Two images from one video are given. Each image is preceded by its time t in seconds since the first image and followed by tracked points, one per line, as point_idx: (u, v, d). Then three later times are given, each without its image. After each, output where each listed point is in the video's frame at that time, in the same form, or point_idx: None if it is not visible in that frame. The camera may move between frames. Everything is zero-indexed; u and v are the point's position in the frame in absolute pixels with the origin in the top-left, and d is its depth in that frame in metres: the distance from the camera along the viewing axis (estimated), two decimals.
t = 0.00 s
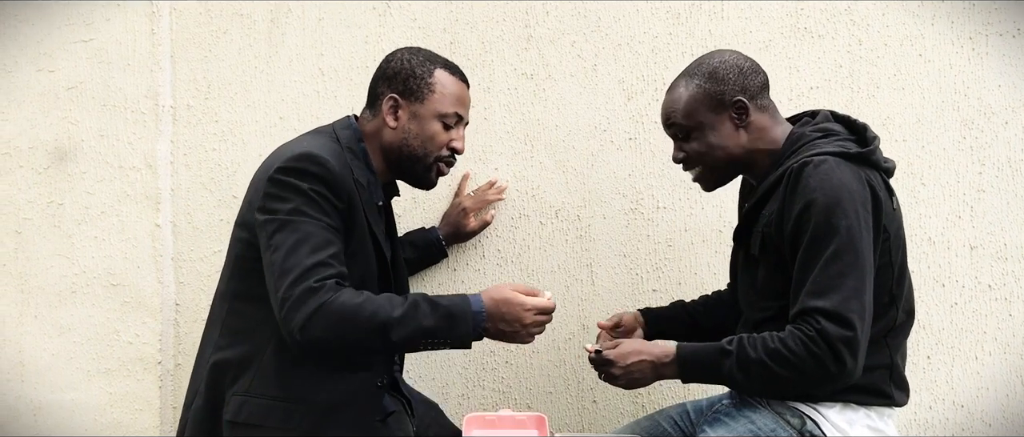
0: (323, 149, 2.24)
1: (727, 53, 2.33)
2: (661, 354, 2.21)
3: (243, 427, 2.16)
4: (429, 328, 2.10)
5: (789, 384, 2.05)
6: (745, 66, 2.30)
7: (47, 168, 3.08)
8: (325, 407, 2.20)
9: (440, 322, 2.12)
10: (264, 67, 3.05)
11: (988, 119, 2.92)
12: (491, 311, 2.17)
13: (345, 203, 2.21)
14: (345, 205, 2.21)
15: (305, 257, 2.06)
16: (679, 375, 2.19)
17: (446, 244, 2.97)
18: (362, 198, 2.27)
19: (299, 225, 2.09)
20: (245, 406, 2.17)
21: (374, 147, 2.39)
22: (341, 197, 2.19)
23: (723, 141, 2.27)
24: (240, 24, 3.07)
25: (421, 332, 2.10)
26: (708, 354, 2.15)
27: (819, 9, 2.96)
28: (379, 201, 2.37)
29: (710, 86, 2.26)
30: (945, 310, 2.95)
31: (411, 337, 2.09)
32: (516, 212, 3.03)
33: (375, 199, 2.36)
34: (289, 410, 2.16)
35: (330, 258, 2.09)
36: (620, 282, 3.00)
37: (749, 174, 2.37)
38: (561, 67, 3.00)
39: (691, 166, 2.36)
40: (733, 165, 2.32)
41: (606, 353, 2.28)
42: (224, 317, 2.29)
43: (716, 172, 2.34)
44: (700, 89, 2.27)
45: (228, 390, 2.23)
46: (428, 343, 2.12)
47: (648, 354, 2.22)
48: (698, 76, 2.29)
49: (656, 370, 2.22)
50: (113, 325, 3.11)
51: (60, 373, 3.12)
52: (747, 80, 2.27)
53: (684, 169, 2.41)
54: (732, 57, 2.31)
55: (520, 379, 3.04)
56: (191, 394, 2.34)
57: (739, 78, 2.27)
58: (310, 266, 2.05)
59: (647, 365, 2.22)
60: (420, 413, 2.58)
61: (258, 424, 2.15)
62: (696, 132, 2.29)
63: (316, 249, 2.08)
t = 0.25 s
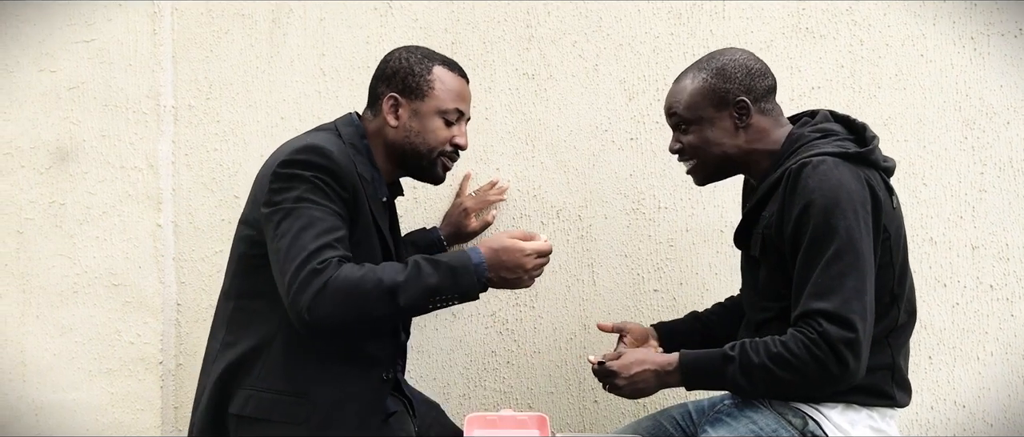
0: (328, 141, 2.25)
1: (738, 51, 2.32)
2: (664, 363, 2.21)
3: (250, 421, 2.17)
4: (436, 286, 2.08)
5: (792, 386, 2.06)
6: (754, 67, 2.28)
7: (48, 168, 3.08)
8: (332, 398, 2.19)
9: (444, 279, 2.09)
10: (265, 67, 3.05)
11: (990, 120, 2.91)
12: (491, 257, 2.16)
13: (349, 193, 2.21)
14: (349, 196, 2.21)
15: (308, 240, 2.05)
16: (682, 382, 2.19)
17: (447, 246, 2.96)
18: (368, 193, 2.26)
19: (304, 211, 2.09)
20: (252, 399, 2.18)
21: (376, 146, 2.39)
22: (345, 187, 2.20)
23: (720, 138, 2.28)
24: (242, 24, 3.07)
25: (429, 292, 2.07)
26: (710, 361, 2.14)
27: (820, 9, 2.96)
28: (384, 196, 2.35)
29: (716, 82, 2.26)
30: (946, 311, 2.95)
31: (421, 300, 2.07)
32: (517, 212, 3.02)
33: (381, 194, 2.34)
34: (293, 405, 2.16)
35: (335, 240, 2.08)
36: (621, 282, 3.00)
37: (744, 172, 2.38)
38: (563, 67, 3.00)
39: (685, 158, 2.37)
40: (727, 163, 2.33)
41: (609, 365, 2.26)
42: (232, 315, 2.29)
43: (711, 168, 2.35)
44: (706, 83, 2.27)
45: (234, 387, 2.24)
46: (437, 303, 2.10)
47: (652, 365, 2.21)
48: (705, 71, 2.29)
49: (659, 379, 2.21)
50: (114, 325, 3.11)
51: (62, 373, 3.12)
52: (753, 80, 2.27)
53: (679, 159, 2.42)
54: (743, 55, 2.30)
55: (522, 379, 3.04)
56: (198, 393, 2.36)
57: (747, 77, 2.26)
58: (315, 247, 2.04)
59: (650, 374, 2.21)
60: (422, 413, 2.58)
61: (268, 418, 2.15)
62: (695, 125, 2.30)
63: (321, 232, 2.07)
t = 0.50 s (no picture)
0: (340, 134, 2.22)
1: (744, 50, 2.31)
2: (658, 350, 2.21)
3: (260, 410, 2.12)
4: (441, 232, 2.03)
5: (782, 377, 2.05)
6: (760, 67, 2.28)
7: (51, 168, 3.08)
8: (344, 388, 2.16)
9: (446, 226, 2.04)
10: (268, 67, 3.05)
11: (993, 119, 2.91)
12: (486, 200, 2.11)
13: (361, 182, 2.17)
14: (360, 186, 2.17)
15: (322, 217, 1.99)
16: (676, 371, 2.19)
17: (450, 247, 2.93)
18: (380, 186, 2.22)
19: (316, 195, 2.04)
20: (262, 389, 2.13)
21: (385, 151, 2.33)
22: (357, 177, 2.16)
23: (722, 137, 2.27)
24: (244, 24, 3.07)
25: (436, 241, 2.03)
26: (702, 349, 2.14)
27: (822, 9, 2.96)
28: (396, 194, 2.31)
29: (720, 81, 2.26)
30: (949, 310, 2.94)
31: (429, 250, 2.02)
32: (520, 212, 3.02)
33: (393, 191, 2.29)
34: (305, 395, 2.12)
35: (349, 218, 2.02)
36: (623, 282, 3.00)
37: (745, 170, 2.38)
38: (565, 67, 3.00)
39: (688, 156, 2.37)
40: (729, 162, 2.32)
41: (603, 351, 2.28)
42: (239, 313, 2.25)
43: (713, 166, 2.34)
44: (710, 81, 2.27)
45: (243, 379, 2.19)
46: (445, 250, 2.05)
47: (644, 351, 2.22)
48: (710, 69, 2.29)
49: (652, 366, 2.22)
50: (117, 325, 3.11)
51: (64, 372, 3.13)
52: (759, 80, 2.27)
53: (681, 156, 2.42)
54: (749, 54, 2.30)
55: (524, 379, 3.04)
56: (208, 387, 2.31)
57: (752, 77, 2.26)
58: (327, 223, 1.98)
59: (643, 361, 2.22)
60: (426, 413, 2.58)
61: (280, 409, 2.11)
62: (699, 123, 2.29)
63: (333, 210, 2.01)
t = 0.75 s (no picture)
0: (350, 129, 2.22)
1: (741, 49, 2.31)
2: (657, 346, 2.20)
3: (271, 404, 2.13)
4: (445, 207, 2.02)
5: (781, 372, 2.04)
6: (759, 65, 2.28)
7: (52, 167, 3.09)
8: (353, 383, 2.15)
9: (451, 202, 2.02)
10: (269, 66, 3.05)
11: (994, 119, 2.91)
12: (480, 173, 2.09)
13: (373, 174, 2.17)
14: (371, 178, 2.17)
15: (335, 205, 1.99)
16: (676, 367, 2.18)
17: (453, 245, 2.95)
18: (392, 179, 2.21)
19: (331, 184, 2.04)
20: (273, 383, 2.14)
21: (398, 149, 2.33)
22: (369, 168, 2.16)
23: (724, 136, 2.27)
24: (245, 23, 3.07)
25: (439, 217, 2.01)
26: (701, 346, 2.13)
27: (824, 9, 2.96)
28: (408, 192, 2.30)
29: (720, 80, 2.26)
30: (950, 310, 2.94)
31: (435, 227, 2.01)
32: (521, 211, 3.03)
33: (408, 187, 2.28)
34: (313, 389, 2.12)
35: (362, 205, 2.02)
36: (624, 282, 3.00)
37: (746, 170, 2.37)
38: (566, 67, 3.00)
39: (689, 157, 2.36)
40: (730, 161, 2.32)
41: (602, 345, 2.28)
42: (250, 309, 2.25)
43: (713, 166, 2.34)
44: (710, 81, 2.26)
45: (254, 372, 2.20)
46: (448, 224, 2.03)
47: (644, 347, 2.21)
48: (709, 69, 2.28)
49: (652, 362, 2.21)
50: (118, 324, 3.11)
51: (65, 372, 3.13)
52: (758, 79, 2.27)
53: (682, 157, 2.41)
54: (747, 54, 2.30)
55: (525, 378, 3.04)
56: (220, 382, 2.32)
57: (752, 76, 2.26)
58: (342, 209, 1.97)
59: (643, 357, 2.21)
60: (428, 413, 2.57)
61: (291, 404, 2.11)
62: (700, 123, 2.28)
63: (348, 198, 2.01)
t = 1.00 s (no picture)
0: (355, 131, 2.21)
1: (739, 51, 2.31)
2: (661, 344, 2.23)
3: (276, 404, 2.13)
4: (454, 212, 2.02)
5: (786, 372, 2.04)
6: (759, 66, 2.28)
7: (56, 168, 3.09)
8: (358, 385, 2.15)
9: (462, 205, 2.03)
10: (272, 67, 3.06)
11: (998, 119, 2.90)
12: (490, 176, 2.09)
13: (379, 177, 2.17)
14: (378, 181, 2.17)
15: (344, 212, 1.98)
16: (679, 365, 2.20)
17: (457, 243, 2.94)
18: (398, 181, 2.21)
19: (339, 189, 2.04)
20: (278, 384, 2.14)
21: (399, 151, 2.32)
22: (376, 171, 2.16)
23: (726, 138, 2.27)
24: (248, 24, 3.08)
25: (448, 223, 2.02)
26: (707, 344, 2.14)
27: (827, 9, 2.96)
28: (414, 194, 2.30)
29: (720, 83, 2.25)
30: (954, 311, 2.94)
31: (444, 233, 2.01)
32: (524, 211, 3.03)
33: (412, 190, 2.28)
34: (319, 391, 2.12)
35: (369, 211, 2.02)
36: (627, 282, 3.00)
37: (750, 170, 2.37)
38: (569, 67, 3.00)
39: (692, 159, 2.36)
40: (733, 163, 2.32)
41: (607, 343, 2.32)
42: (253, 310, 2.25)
43: (716, 168, 2.33)
44: (710, 84, 2.26)
45: (259, 373, 2.19)
46: (456, 229, 2.04)
47: (648, 344, 2.24)
48: (709, 72, 2.28)
49: (656, 360, 2.24)
50: (122, 325, 3.12)
51: (70, 372, 3.14)
52: (758, 80, 2.26)
53: (685, 159, 2.41)
54: (746, 55, 2.30)
55: (528, 379, 3.04)
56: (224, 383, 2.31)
57: (752, 77, 2.26)
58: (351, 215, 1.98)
59: (646, 354, 2.25)
60: (431, 413, 2.57)
61: (296, 405, 2.12)
62: (701, 126, 2.28)
63: (355, 204, 2.01)
